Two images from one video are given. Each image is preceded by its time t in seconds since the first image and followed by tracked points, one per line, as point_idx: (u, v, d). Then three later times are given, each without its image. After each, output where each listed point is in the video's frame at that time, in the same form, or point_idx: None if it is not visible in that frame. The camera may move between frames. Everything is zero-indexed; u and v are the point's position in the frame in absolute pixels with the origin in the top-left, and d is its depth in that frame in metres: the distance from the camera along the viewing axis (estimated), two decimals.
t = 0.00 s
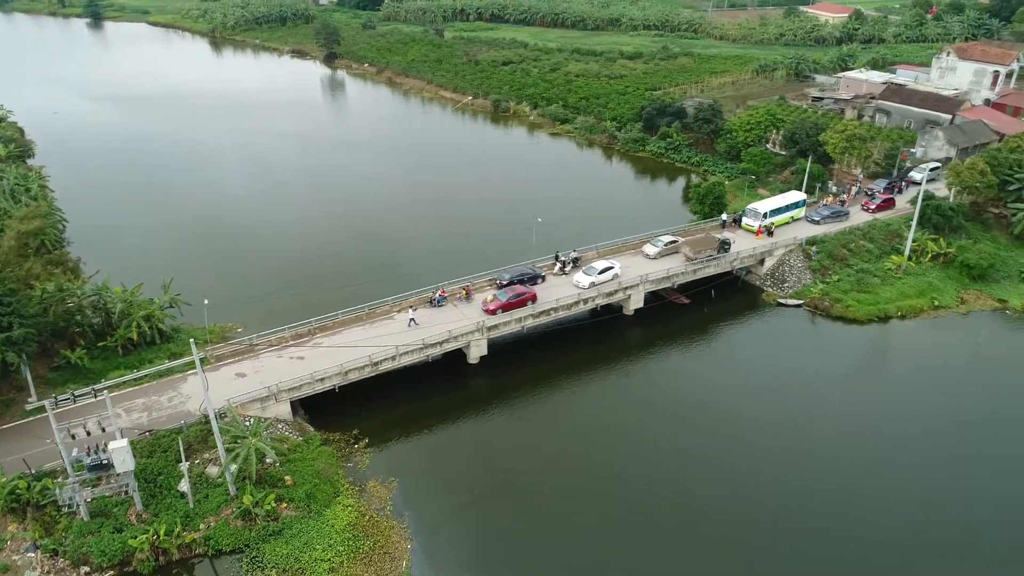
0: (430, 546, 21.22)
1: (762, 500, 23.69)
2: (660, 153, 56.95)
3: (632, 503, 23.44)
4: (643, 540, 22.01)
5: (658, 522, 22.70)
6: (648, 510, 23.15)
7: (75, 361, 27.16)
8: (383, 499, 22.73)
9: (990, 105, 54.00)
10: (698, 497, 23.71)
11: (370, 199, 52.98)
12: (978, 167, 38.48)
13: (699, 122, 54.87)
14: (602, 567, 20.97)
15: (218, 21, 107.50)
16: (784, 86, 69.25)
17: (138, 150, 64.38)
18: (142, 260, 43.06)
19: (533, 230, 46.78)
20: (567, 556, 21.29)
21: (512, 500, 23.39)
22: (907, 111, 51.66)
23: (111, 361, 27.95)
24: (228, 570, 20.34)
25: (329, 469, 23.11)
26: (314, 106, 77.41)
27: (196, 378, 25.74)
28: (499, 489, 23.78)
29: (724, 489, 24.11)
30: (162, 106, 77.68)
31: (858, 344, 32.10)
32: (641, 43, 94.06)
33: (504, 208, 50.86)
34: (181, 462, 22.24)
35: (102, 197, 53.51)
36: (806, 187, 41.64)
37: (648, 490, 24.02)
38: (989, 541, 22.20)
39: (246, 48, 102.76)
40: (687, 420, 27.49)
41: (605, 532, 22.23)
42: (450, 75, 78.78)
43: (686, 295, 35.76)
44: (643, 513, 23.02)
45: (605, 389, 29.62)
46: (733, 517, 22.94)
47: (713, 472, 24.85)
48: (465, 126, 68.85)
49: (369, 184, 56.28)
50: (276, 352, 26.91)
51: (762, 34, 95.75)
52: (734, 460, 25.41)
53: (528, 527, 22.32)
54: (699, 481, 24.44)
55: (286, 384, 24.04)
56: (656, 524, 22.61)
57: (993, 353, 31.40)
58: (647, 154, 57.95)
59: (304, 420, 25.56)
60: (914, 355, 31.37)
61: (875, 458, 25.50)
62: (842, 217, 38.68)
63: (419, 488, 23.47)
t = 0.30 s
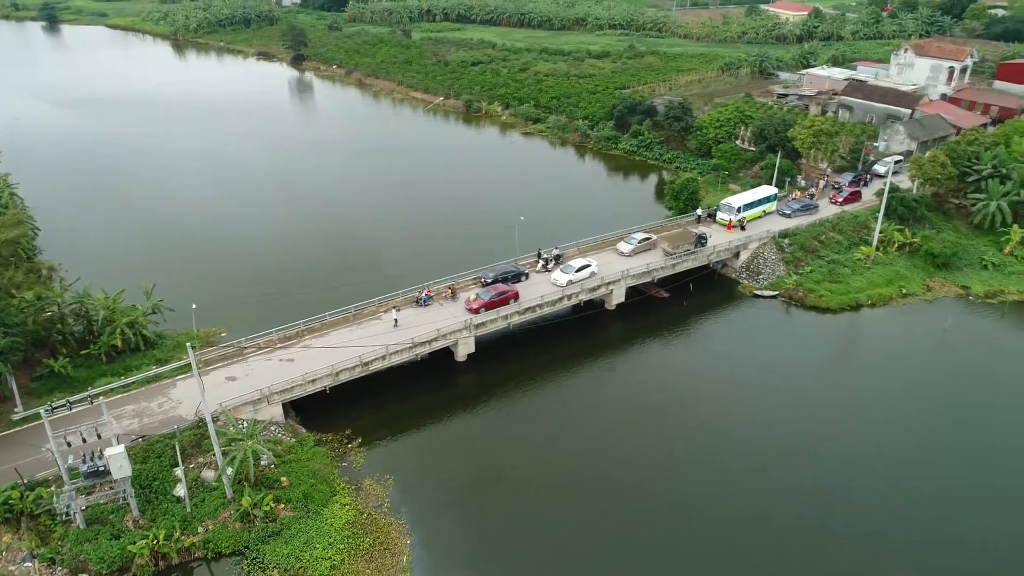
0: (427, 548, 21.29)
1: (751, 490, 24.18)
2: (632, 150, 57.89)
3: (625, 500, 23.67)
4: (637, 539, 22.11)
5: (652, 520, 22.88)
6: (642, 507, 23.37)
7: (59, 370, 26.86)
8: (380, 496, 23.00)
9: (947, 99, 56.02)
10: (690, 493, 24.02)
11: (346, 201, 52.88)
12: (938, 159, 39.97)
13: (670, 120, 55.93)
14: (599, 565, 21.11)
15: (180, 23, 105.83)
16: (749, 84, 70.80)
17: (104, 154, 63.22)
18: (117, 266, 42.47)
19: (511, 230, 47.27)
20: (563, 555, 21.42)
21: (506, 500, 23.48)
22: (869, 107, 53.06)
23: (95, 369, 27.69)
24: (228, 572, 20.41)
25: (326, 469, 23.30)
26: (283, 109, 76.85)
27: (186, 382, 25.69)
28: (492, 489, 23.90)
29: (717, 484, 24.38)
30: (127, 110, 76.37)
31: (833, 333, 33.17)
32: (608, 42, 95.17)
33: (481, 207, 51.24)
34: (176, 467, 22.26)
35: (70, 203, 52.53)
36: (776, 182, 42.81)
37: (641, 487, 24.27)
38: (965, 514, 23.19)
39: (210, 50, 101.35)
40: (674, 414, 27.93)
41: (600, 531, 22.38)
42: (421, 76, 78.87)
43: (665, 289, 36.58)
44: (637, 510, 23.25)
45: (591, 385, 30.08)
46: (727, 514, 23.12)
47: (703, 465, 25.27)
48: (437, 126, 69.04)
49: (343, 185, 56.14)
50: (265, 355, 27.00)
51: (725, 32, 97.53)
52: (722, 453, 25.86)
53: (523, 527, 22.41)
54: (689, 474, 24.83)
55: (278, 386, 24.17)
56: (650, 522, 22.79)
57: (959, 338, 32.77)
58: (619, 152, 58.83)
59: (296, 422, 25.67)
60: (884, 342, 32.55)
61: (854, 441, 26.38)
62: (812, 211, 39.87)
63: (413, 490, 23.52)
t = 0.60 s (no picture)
0: (429, 549, 21.36)
1: (743, 479, 24.69)
2: (609, 149, 58.68)
3: (625, 499, 23.75)
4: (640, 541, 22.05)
5: (651, 515, 23.09)
6: (640, 503, 23.61)
7: (49, 378, 26.65)
8: (380, 493, 23.27)
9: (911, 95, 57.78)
10: (686, 486, 24.36)
11: (326, 204, 52.73)
12: (907, 153, 41.33)
13: (645, 118, 56.91)
14: (601, 565, 21.17)
15: (147, 26, 104.20)
16: (720, 82, 72.11)
17: (75, 160, 62.15)
18: (96, 272, 41.91)
19: (493, 229, 47.74)
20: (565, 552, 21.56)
21: (504, 498, 23.65)
22: (837, 103, 54.83)
23: (85, 376, 27.53)
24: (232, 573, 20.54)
25: (325, 468, 23.52)
26: (257, 111, 76.26)
27: (180, 387, 25.67)
28: (490, 487, 24.14)
29: (711, 477, 24.78)
30: (96, 114, 75.13)
31: (812, 324, 34.20)
32: (579, 42, 96.01)
33: (462, 208, 51.54)
34: (175, 471, 22.32)
35: (42, 210, 51.61)
36: (752, 177, 43.85)
37: (638, 484, 24.44)
38: (946, 493, 24.10)
39: (178, 53, 99.95)
40: (664, 408, 28.38)
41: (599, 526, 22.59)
42: (395, 77, 78.87)
43: (648, 284, 37.31)
44: (635, 505, 23.52)
45: (581, 382, 30.51)
46: (725, 510, 23.32)
47: (695, 458, 25.71)
48: (414, 127, 69.12)
49: (323, 188, 55.99)
50: (258, 358, 27.11)
51: (694, 31, 98.93)
52: (713, 445, 26.33)
53: (523, 525, 22.55)
54: (683, 468, 25.19)
55: (275, 388, 24.32)
56: (651, 522, 22.81)
57: (932, 326, 33.99)
58: (596, 150, 59.57)
59: (292, 423, 25.84)
60: (861, 332, 33.61)
61: (838, 428, 27.23)
62: (788, 205, 40.93)
63: (412, 491, 23.61)
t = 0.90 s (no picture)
0: (433, 546, 21.74)
1: (735, 471, 25.38)
2: (588, 147, 59.38)
3: (621, 496, 24.22)
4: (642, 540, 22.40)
5: (648, 511, 23.60)
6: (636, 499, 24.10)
7: (41, 386, 26.48)
8: (382, 491, 23.59)
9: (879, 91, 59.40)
10: (679, 481, 24.94)
11: (308, 206, 52.69)
12: (878, 148, 42.59)
13: (624, 117, 57.84)
14: (602, 558, 21.69)
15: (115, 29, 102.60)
16: (694, 80, 73.32)
17: (47, 165, 61.17)
18: (79, 279, 41.49)
19: (477, 229, 48.16)
20: (565, 549, 21.99)
21: (503, 496, 24.04)
22: (808, 100, 55.94)
23: (77, 383, 27.39)
24: (239, 573, 20.75)
25: (326, 467, 23.78)
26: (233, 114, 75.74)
27: (176, 391, 25.68)
28: (489, 483, 24.56)
29: (704, 471, 25.39)
30: (67, 118, 73.95)
31: (793, 315, 35.20)
32: (553, 42, 96.74)
33: (445, 208, 51.83)
34: (176, 474, 22.42)
35: (16, 217, 50.82)
36: (730, 174, 44.84)
37: (634, 481, 24.91)
38: (928, 476, 25.03)
39: (148, 56, 98.60)
40: (655, 404, 29.01)
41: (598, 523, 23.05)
42: (372, 79, 78.83)
43: (633, 280, 38.04)
44: (631, 500, 24.04)
45: (572, 378, 31.03)
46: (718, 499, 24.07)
47: (687, 452, 26.32)
48: (392, 128, 69.20)
49: (303, 190, 55.89)
50: (253, 360, 27.23)
51: (666, 30, 100.11)
52: (704, 438, 27.01)
53: (524, 523, 22.96)
54: (676, 462, 25.78)
55: (273, 390, 24.54)
56: (650, 518, 23.25)
57: (907, 316, 35.17)
58: (575, 149, 60.23)
59: (290, 424, 26.03)
60: (840, 323, 34.67)
61: (823, 417, 28.09)
62: (766, 200, 41.95)
63: (412, 491, 23.87)
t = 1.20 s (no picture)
0: (437, 539, 22.09)
1: (726, 460, 26.04)
2: (568, 146, 60.00)
3: (617, 487, 24.74)
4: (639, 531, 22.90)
5: (643, 501, 24.16)
6: (632, 490, 24.63)
7: (33, 393, 26.30)
8: (383, 487, 23.88)
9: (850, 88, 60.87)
10: (673, 471, 25.53)
11: (291, 209, 52.54)
12: (852, 143, 43.76)
13: (603, 116, 58.55)
14: (602, 547, 22.23)
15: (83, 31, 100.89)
16: (669, 79, 74.35)
17: (20, 171, 60.19)
18: (61, 286, 41.00)
19: (462, 229, 48.51)
20: (566, 540, 22.43)
21: (502, 490, 24.42)
22: (781, 97, 57.04)
23: (70, 389, 27.24)
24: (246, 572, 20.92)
25: (327, 466, 24.01)
26: (209, 117, 75.05)
27: (173, 394, 25.69)
28: (488, 477, 24.96)
29: (697, 461, 26.01)
30: (38, 123, 72.70)
31: (776, 307, 36.13)
32: (528, 42, 97.24)
33: (429, 208, 52.04)
34: (178, 477, 22.48)
35: None
36: (709, 170, 45.75)
37: (629, 472, 25.43)
38: (910, 460, 26.00)
39: (118, 59, 97.16)
40: (646, 397, 29.60)
41: (596, 514, 23.53)
42: (349, 80, 78.68)
43: (619, 276, 38.70)
44: (627, 491, 24.56)
45: (563, 373, 31.55)
46: (712, 487, 24.75)
47: (678, 443, 26.94)
48: (371, 129, 69.17)
49: (285, 193, 55.67)
50: (249, 362, 27.34)
51: (639, 29, 101.04)
52: (695, 430, 27.65)
53: (524, 515, 23.34)
54: (668, 453, 26.39)
55: (271, 391, 24.70)
56: (646, 507, 23.85)
57: (884, 306, 36.27)
58: (556, 148, 60.78)
59: (288, 424, 26.21)
60: (821, 314, 35.63)
61: (808, 405, 28.93)
62: (746, 195, 42.90)
63: (413, 488, 24.16)
